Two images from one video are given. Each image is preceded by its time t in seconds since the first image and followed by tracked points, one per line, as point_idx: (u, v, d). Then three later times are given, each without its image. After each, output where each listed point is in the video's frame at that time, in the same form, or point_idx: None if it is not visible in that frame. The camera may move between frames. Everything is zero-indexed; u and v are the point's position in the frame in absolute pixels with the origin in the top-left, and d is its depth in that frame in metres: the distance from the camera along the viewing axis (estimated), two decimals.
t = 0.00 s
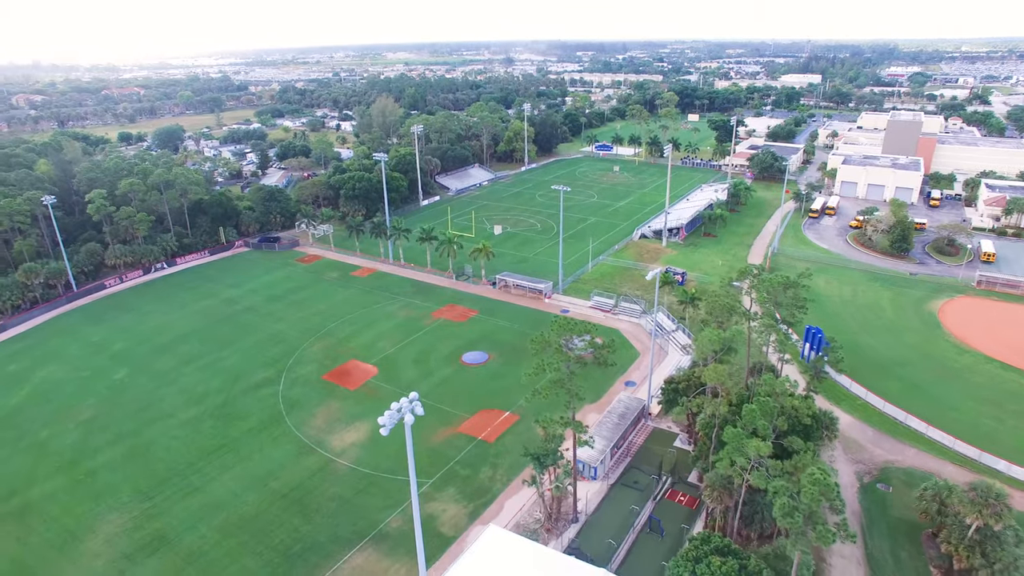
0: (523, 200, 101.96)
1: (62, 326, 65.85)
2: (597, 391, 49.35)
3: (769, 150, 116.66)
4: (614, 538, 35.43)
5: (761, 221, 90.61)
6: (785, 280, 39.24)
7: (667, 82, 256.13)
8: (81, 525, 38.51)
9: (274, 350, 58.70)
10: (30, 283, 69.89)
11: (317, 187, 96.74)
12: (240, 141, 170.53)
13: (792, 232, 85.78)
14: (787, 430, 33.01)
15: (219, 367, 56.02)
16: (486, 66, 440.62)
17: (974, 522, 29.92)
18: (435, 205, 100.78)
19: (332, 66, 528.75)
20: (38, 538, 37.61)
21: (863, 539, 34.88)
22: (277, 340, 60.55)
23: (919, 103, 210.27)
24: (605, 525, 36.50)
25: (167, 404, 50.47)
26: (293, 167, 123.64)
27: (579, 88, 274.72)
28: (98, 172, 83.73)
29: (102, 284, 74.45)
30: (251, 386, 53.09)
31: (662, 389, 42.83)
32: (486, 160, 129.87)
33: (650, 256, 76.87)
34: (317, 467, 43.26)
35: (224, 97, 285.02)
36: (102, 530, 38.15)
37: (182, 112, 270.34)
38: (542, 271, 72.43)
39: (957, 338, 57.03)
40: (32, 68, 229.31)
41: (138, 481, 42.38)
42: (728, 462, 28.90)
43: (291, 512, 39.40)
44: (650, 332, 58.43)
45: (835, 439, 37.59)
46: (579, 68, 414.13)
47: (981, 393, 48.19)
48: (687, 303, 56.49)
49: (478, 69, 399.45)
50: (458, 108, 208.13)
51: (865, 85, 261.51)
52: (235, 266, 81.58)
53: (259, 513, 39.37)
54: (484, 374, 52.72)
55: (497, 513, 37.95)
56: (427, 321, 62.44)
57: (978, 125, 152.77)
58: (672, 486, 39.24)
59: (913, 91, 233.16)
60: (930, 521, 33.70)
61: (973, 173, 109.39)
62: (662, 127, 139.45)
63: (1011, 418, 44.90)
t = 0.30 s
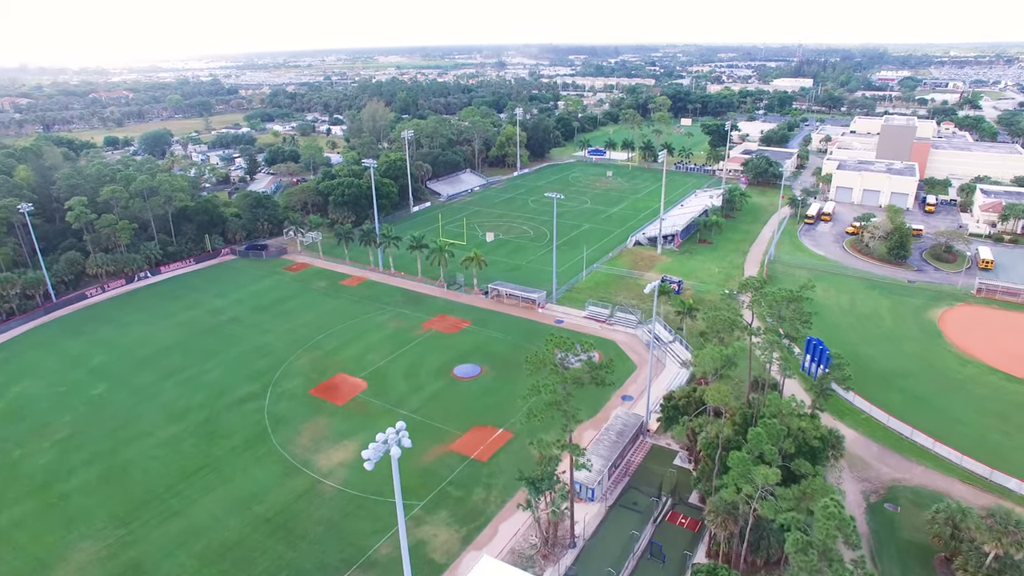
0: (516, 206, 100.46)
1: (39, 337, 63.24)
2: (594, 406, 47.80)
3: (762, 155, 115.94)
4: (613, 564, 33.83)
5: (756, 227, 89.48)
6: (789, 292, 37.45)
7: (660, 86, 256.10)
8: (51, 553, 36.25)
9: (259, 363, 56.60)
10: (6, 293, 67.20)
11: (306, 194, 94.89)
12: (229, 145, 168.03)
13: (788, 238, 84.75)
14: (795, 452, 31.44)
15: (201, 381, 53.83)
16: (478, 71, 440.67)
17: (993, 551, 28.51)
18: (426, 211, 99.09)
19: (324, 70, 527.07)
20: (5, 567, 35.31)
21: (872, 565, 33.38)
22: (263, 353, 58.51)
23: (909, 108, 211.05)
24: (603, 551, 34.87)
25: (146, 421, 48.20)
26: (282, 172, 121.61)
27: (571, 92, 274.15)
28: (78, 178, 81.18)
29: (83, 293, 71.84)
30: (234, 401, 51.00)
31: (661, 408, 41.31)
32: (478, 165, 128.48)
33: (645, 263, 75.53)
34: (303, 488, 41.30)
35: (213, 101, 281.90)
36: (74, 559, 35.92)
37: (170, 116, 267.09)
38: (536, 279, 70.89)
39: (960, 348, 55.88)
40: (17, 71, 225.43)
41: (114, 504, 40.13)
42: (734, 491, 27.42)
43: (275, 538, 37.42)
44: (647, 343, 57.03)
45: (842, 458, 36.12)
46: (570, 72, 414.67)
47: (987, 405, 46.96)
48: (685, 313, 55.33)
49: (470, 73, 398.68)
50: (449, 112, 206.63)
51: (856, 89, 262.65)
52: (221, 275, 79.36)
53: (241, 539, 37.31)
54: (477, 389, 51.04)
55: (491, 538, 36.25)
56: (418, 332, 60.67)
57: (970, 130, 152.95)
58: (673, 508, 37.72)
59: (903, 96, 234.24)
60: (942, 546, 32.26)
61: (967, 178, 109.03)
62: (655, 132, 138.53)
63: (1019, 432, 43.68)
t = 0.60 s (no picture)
0: (511, 211, 98.93)
1: (20, 349, 61.07)
2: (592, 422, 46.20)
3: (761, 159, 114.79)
4: None
5: (756, 233, 88.16)
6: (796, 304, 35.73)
7: (656, 90, 255.46)
8: None
9: (247, 377, 54.65)
10: None
11: (297, 200, 93.16)
12: (221, 150, 165.93)
13: (788, 245, 83.44)
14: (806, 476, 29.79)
15: (187, 395, 51.80)
16: (473, 74, 440.14)
17: None
18: (420, 217, 97.45)
19: (319, 73, 525.70)
20: None
21: None
22: (251, 366, 56.61)
23: (906, 111, 210.80)
24: None
25: (128, 440, 46.09)
26: (274, 177, 119.78)
27: (567, 96, 273.34)
28: (63, 185, 78.94)
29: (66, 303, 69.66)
30: (220, 417, 49.06)
31: (662, 426, 39.73)
32: (474, 170, 127.00)
33: (644, 271, 74.09)
34: (290, 512, 39.43)
35: (206, 105, 279.49)
36: None
37: (163, 120, 264.63)
38: (532, 288, 69.30)
39: (967, 358, 54.49)
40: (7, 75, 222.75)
41: (91, 529, 38.10)
42: (743, 521, 25.83)
43: (260, 565, 35.47)
44: (646, 354, 55.58)
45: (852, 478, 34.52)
46: (566, 75, 414.34)
47: (997, 419, 45.55)
48: (685, 324, 54.17)
49: (465, 76, 397.80)
50: (444, 116, 205.16)
51: (851, 93, 262.62)
52: (211, 284, 77.40)
53: (224, 567, 35.39)
54: (472, 404, 49.36)
55: (487, 566, 34.54)
56: (411, 344, 58.93)
57: (967, 134, 152.37)
58: (676, 531, 36.11)
59: (899, 99, 234.30)
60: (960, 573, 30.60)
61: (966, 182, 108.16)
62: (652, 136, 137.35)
63: None
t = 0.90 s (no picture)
0: (510, 217, 97.45)
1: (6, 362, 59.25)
2: (595, 439, 44.62)
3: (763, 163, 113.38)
4: None
5: (760, 239, 86.71)
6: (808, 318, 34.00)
7: (656, 92, 254.32)
8: None
9: (239, 392, 52.91)
10: None
11: (293, 207, 91.63)
12: (217, 155, 164.34)
13: (793, 251, 81.90)
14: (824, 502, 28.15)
15: (176, 411, 50.03)
16: (472, 78, 439.74)
17: None
18: (418, 223, 95.89)
19: (317, 77, 525.00)
20: None
21: None
22: (243, 379, 54.91)
23: (907, 113, 209.85)
24: None
25: (113, 459, 44.27)
26: (270, 183, 118.20)
27: (566, 99, 271.99)
28: (53, 193, 77.25)
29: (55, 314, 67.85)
30: (210, 434, 47.28)
31: (668, 445, 38.18)
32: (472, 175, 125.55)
33: (646, 279, 72.53)
34: (280, 536, 37.67)
35: (203, 110, 277.95)
36: None
37: (160, 124, 262.90)
38: (532, 297, 67.69)
39: (981, 369, 52.83)
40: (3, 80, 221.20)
41: (71, 556, 36.27)
42: (759, 556, 24.25)
43: None
44: (650, 366, 54.02)
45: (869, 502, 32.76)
46: (564, 79, 414.23)
47: (1015, 434, 43.97)
48: (690, 335, 52.77)
49: (464, 79, 397.40)
50: (442, 120, 203.84)
51: (852, 95, 261.74)
52: (204, 293, 75.66)
53: None
54: (470, 419, 47.73)
55: None
56: (408, 356, 57.24)
57: (970, 136, 151.12)
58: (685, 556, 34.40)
59: (899, 101, 233.36)
60: None
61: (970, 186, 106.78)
62: (652, 140, 135.91)
63: None
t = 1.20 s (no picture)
0: (506, 222, 95.89)
1: None
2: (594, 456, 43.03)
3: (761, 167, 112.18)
4: None
5: (759, 245, 85.33)
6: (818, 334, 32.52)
7: (653, 95, 253.41)
8: None
9: (225, 406, 51.06)
10: None
11: (284, 212, 89.91)
12: (210, 159, 162.18)
13: (793, 256, 80.57)
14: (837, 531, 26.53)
15: (158, 426, 48.11)
16: (468, 80, 438.26)
17: None
18: (412, 229, 94.22)
19: (313, 79, 522.89)
20: None
21: None
22: (229, 392, 53.09)
23: (904, 117, 209.44)
24: None
25: (90, 479, 42.34)
26: (262, 187, 116.38)
27: (562, 102, 270.53)
28: (37, 198, 75.27)
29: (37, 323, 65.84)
30: (193, 450, 45.43)
31: (670, 465, 36.66)
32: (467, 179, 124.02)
33: (644, 286, 71.08)
34: (263, 560, 35.87)
35: (197, 112, 275.80)
36: None
37: (153, 127, 260.62)
38: (528, 305, 66.14)
39: (989, 380, 51.43)
40: None
41: None
42: None
43: None
44: (649, 378, 52.44)
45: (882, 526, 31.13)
46: (561, 81, 413.59)
47: None
48: (691, 346, 51.25)
49: (460, 82, 396.47)
50: (438, 123, 202.38)
51: (848, 98, 261.39)
52: (192, 301, 73.76)
53: None
54: (463, 435, 46.03)
55: None
56: (400, 368, 55.57)
57: (968, 139, 150.36)
58: None
59: (897, 104, 232.92)
60: None
61: (971, 190, 105.73)
62: (649, 143, 134.72)
63: None
